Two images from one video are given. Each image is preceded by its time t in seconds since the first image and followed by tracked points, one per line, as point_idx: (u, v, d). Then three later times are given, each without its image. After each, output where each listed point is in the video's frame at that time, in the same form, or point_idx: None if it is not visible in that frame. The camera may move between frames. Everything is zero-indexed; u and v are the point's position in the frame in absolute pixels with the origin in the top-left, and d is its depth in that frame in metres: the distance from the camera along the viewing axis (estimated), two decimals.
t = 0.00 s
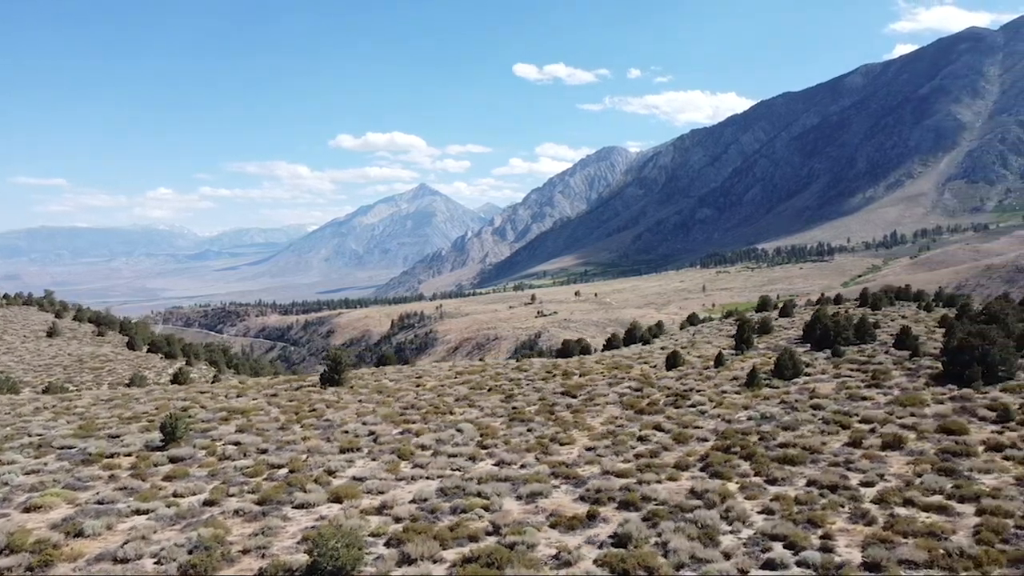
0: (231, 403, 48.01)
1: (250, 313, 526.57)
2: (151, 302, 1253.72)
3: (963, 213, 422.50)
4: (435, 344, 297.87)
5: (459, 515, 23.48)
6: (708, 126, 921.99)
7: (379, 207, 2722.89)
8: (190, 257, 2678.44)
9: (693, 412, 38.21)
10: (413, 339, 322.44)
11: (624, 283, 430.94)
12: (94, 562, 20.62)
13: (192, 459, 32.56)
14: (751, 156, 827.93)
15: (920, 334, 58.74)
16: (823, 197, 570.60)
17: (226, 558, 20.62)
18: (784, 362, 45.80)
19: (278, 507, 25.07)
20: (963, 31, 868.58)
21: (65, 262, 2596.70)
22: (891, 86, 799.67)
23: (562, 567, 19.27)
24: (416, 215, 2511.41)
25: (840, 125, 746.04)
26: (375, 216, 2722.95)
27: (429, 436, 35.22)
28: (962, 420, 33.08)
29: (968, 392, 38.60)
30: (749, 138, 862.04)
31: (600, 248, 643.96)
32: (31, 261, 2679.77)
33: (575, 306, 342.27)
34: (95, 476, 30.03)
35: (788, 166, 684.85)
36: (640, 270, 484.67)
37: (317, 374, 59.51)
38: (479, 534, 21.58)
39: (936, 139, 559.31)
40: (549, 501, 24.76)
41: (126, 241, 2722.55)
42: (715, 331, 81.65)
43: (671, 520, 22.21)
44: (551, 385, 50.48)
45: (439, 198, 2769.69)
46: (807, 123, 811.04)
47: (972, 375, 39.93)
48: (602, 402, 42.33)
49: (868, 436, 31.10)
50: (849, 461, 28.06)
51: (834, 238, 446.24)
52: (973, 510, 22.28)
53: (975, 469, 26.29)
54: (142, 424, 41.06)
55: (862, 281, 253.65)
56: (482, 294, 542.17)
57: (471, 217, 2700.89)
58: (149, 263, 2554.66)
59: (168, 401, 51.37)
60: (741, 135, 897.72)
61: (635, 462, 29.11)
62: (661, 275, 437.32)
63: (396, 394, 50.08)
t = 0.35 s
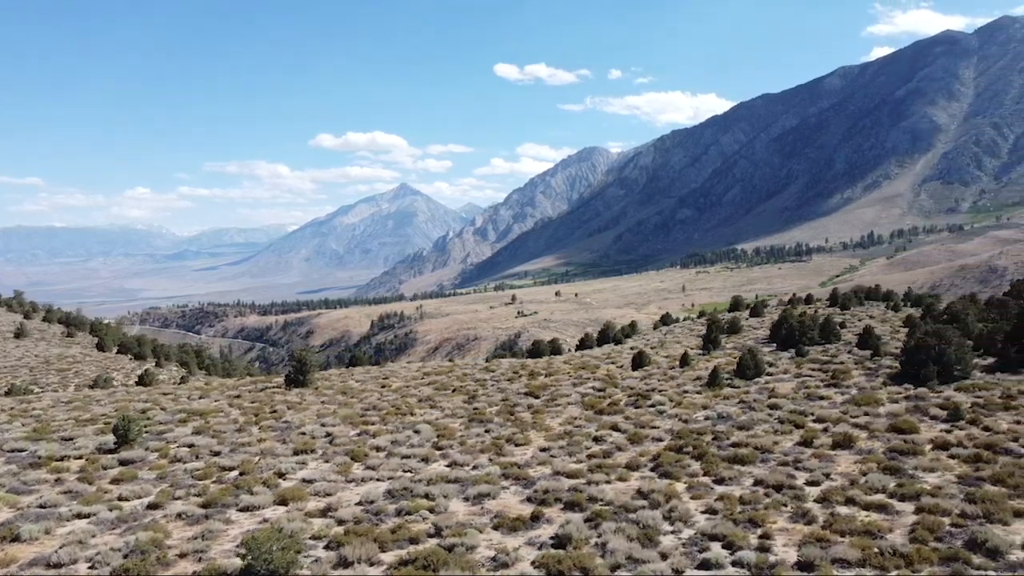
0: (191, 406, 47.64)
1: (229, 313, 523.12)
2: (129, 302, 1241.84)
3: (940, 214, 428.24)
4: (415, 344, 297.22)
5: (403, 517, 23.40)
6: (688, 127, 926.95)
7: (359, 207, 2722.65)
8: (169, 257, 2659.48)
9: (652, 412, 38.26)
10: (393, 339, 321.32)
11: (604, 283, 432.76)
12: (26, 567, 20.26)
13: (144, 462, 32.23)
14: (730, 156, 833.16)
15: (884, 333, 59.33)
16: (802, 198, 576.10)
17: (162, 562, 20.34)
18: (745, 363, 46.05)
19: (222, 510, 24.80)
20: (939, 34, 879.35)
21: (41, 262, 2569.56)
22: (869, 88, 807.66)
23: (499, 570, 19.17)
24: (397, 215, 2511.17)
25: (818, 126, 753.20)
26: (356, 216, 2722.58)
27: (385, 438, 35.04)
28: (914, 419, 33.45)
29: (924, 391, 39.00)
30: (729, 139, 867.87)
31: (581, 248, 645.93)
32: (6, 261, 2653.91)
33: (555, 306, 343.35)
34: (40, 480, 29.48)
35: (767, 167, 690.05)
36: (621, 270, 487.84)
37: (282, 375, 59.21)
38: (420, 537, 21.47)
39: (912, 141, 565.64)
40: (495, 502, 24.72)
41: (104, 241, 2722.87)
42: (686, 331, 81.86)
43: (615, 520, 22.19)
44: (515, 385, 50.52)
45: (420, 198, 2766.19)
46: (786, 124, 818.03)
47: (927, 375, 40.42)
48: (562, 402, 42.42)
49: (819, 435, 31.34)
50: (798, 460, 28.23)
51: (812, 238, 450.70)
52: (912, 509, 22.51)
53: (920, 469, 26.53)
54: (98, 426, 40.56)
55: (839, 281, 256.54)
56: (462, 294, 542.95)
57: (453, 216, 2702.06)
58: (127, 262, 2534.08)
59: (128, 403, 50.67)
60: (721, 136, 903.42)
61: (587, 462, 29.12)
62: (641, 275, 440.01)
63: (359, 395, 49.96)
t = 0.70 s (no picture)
0: (163, 407, 47.36)
1: (217, 313, 521.19)
2: (116, 303, 1235.20)
3: (927, 215, 431.10)
4: (404, 345, 296.86)
5: (359, 518, 23.29)
6: (678, 127, 928.45)
7: (350, 207, 2723.17)
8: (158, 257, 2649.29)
9: (623, 412, 38.19)
10: (383, 339, 320.77)
11: (593, 283, 433.75)
12: None
13: (107, 464, 31.97)
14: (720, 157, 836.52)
15: (860, 333, 59.73)
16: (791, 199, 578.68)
17: (110, 565, 20.15)
18: (719, 363, 46.11)
19: (178, 512, 24.56)
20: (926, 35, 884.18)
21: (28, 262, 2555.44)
22: (857, 88, 810.75)
23: (447, 571, 19.13)
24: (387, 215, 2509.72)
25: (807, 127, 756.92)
26: (346, 216, 2723.06)
27: (352, 438, 34.91)
28: (881, 418, 33.60)
29: (893, 390, 39.07)
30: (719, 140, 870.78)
31: (572, 249, 646.31)
32: None
33: (544, 306, 343.93)
34: None
35: (756, 167, 692.63)
36: (611, 270, 489.06)
37: (258, 376, 58.95)
38: (372, 539, 21.33)
39: (900, 142, 568.30)
40: (454, 503, 24.63)
41: (92, 241, 2723.64)
42: (667, 331, 81.99)
43: (569, 521, 22.14)
44: (490, 385, 50.40)
45: (411, 199, 2764.36)
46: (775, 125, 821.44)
47: (898, 374, 40.61)
48: (535, 402, 42.41)
49: (783, 436, 31.39)
50: (760, 460, 28.27)
51: (801, 238, 452.89)
52: (866, 509, 22.54)
53: (879, 469, 26.62)
54: (65, 428, 40.23)
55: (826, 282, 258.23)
56: (453, 294, 543.42)
57: (443, 216, 2703.72)
58: (116, 262, 2523.62)
59: (100, 405, 50.31)
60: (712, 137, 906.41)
61: (550, 462, 29.08)
62: (631, 275, 441.40)
63: (332, 396, 49.82)
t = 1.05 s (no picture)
0: (134, 409, 47.05)
1: (205, 313, 519.10)
2: (104, 303, 1228.34)
3: (915, 215, 433.21)
4: (393, 345, 295.93)
5: (310, 520, 23.16)
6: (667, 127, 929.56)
7: (340, 207, 2722.50)
8: (146, 257, 2638.90)
9: (589, 413, 38.19)
10: (372, 339, 319.11)
11: (583, 283, 433.95)
12: None
13: (66, 465, 31.74)
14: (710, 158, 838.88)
15: (835, 333, 59.93)
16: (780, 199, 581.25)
17: (53, 568, 19.92)
18: (691, 363, 46.17)
19: (131, 514, 24.42)
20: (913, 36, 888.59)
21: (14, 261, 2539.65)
22: (845, 88, 813.24)
23: (390, 574, 18.98)
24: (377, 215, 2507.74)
25: (796, 127, 759.36)
26: (336, 216, 2722.41)
27: (317, 438, 34.73)
28: (844, 418, 33.70)
29: (859, 391, 39.22)
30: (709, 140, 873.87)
31: (562, 249, 646.79)
32: None
33: (534, 306, 343.86)
34: None
35: (746, 167, 694.78)
36: (601, 270, 490.12)
37: (232, 377, 58.73)
38: (322, 540, 21.25)
39: (889, 143, 570.45)
40: (408, 505, 24.54)
41: (80, 241, 2722.83)
42: (648, 331, 82.16)
43: (520, 522, 22.08)
44: (462, 385, 50.33)
45: (401, 199, 2763.40)
46: (765, 125, 824.18)
47: (865, 374, 40.74)
48: (505, 402, 42.42)
49: (744, 436, 31.43)
50: (719, 460, 28.29)
51: (790, 238, 454.35)
52: (817, 509, 22.53)
53: (836, 468, 26.64)
54: (29, 430, 39.81)
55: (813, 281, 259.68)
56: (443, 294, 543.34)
57: (434, 216, 2703.87)
58: (103, 262, 2511.74)
59: (70, 406, 49.95)
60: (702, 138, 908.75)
61: (511, 463, 29.00)
62: (620, 275, 442.15)
63: (305, 397, 49.64)
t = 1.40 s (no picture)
0: (106, 410, 46.74)
1: (195, 314, 516.87)
2: (93, 303, 1222.01)
3: (903, 215, 435.40)
4: (382, 345, 295.54)
5: (266, 522, 23.05)
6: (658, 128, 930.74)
7: (331, 207, 2722.72)
8: (136, 257, 2629.47)
9: (561, 413, 38.17)
10: (362, 339, 318.13)
11: (573, 283, 434.61)
12: None
13: (28, 467, 31.53)
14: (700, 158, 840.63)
15: (812, 333, 60.21)
16: (770, 199, 583.37)
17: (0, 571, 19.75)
18: (666, 363, 46.22)
19: (86, 516, 24.21)
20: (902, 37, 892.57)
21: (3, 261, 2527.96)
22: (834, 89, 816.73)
23: None
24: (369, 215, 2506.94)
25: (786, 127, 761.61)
26: (327, 216, 2723.02)
27: (284, 441, 34.68)
28: (813, 418, 33.77)
29: (829, 391, 39.35)
30: (700, 141, 875.69)
31: (554, 250, 647.05)
32: None
33: (524, 306, 344.67)
34: None
35: (736, 168, 696.49)
36: (591, 270, 491.57)
37: (210, 378, 58.55)
38: (274, 542, 21.15)
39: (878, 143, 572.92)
40: (366, 506, 24.47)
41: (69, 241, 2722.73)
42: (631, 331, 82.43)
43: (474, 524, 22.02)
44: (438, 386, 50.12)
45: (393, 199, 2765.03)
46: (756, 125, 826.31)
47: (835, 373, 40.92)
48: (478, 403, 42.39)
49: (714, 436, 31.30)
50: (682, 460, 28.32)
51: (780, 238, 456.63)
52: (772, 510, 22.57)
53: (798, 469, 26.65)
54: None
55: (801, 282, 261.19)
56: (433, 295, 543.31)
57: (425, 216, 2705.08)
58: (93, 262, 2503.03)
59: (42, 407, 49.60)
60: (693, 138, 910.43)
61: (474, 464, 28.93)
62: (611, 275, 443.41)
63: (279, 397, 49.44)
